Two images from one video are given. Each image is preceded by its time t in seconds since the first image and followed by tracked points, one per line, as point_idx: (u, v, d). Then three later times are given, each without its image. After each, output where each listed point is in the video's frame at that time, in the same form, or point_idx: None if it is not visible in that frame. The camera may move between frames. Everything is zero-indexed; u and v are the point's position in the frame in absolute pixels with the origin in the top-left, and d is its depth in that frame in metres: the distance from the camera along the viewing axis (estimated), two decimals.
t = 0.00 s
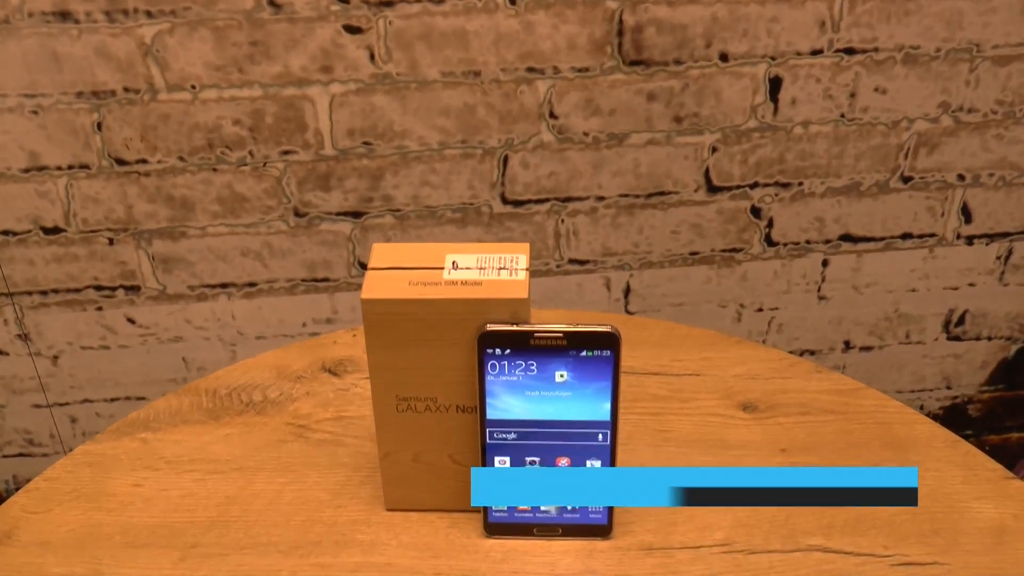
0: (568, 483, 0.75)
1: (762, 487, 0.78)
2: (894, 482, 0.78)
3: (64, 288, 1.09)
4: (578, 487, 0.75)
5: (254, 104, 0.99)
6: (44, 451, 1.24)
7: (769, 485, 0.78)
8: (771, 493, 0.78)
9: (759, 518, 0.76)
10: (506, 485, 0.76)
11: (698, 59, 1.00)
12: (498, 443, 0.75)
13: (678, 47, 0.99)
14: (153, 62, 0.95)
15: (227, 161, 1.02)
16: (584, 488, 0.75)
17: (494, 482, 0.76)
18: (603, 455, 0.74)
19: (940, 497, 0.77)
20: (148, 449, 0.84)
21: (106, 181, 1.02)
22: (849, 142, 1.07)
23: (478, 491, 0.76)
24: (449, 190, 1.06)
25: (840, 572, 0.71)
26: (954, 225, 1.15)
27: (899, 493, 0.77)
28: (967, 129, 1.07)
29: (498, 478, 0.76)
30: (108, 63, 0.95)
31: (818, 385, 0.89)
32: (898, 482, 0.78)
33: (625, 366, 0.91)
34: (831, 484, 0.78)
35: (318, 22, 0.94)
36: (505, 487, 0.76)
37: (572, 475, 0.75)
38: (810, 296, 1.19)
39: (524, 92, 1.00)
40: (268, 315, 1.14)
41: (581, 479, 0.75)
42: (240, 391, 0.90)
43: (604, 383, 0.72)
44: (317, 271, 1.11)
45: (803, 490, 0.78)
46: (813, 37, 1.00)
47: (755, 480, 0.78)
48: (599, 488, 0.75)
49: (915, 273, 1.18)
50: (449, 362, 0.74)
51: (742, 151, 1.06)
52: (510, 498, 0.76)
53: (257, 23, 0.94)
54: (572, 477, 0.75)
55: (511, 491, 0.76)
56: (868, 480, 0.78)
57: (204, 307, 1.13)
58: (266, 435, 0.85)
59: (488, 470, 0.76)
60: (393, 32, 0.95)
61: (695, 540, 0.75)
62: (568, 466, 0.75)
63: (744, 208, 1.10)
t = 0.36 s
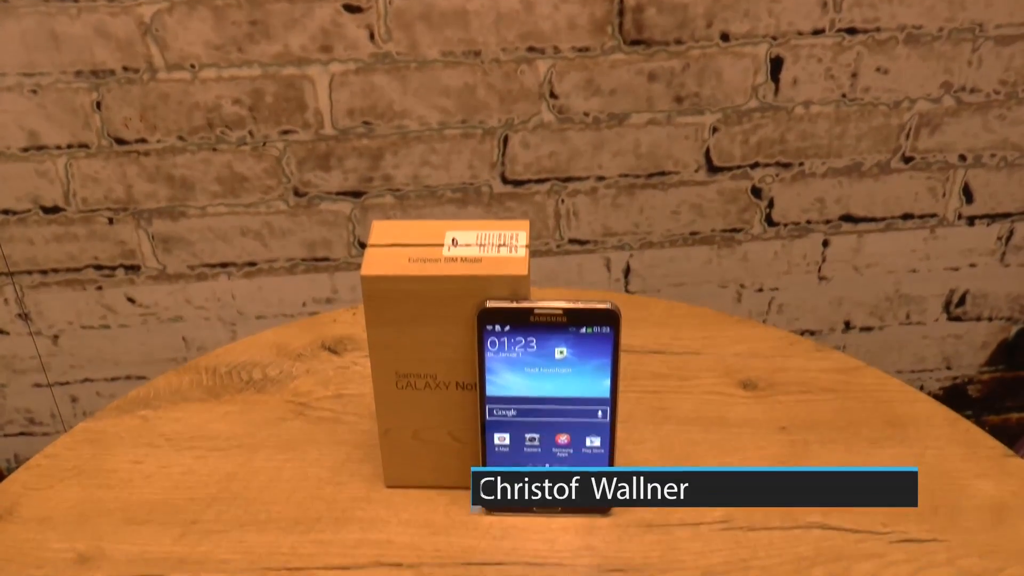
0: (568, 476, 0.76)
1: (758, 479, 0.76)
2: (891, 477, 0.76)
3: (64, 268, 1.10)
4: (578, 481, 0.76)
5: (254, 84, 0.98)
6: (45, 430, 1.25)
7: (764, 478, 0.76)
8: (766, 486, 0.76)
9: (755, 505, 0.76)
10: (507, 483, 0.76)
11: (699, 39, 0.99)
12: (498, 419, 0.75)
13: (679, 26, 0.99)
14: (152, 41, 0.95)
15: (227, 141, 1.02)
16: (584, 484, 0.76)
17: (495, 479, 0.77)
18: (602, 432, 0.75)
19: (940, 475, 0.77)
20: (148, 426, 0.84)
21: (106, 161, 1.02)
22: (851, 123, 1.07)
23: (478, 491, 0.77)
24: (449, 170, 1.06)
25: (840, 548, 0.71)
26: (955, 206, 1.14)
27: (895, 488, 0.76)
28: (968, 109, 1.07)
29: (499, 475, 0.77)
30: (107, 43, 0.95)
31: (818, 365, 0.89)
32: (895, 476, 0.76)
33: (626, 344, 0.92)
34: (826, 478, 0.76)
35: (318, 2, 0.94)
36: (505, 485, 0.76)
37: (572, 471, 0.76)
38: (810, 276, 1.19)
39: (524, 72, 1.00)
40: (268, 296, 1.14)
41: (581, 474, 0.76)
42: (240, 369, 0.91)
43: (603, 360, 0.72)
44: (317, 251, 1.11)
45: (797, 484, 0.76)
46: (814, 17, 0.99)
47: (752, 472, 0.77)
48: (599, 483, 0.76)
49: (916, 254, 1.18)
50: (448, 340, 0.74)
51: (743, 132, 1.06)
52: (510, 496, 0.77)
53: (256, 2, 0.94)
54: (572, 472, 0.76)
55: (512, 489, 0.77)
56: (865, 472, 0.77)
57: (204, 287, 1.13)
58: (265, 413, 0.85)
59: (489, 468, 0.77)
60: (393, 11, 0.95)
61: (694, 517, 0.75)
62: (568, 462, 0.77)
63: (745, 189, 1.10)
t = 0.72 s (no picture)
0: (568, 476, 0.76)
1: (758, 478, 0.75)
2: (891, 477, 0.75)
3: (64, 248, 1.10)
4: (578, 481, 0.76)
5: (254, 63, 0.98)
6: (46, 411, 1.25)
7: (764, 478, 0.75)
8: (766, 486, 0.75)
9: (756, 505, 0.74)
10: (507, 483, 0.76)
11: (700, 18, 0.99)
12: (499, 397, 0.75)
13: (680, 5, 0.98)
14: (152, 20, 0.95)
15: (227, 120, 1.02)
16: (584, 484, 0.76)
17: (494, 479, 0.77)
18: (603, 410, 0.74)
19: (940, 453, 0.77)
20: (149, 404, 0.84)
21: (106, 140, 1.02)
22: (852, 102, 1.06)
23: (478, 491, 0.77)
24: (450, 150, 1.06)
25: (839, 526, 0.71)
26: (957, 186, 1.14)
27: (895, 488, 0.74)
28: (970, 89, 1.07)
29: (498, 475, 0.77)
30: (106, 21, 0.94)
31: (819, 343, 0.89)
32: (894, 476, 0.75)
33: (626, 322, 0.92)
34: (824, 479, 0.75)
35: None
36: (504, 485, 0.76)
37: (571, 471, 0.76)
38: (811, 257, 1.19)
39: (525, 51, 1.00)
40: (269, 276, 1.14)
41: (581, 474, 0.76)
42: (241, 347, 0.91)
43: (604, 338, 0.72)
44: (318, 231, 1.11)
45: (794, 484, 0.75)
46: None
47: (753, 473, 0.75)
48: (600, 483, 0.76)
49: (917, 235, 1.18)
50: (449, 316, 0.73)
51: (745, 111, 1.06)
52: (510, 496, 0.76)
53: None
54: (571, 472, 0.76)
55: (512, 489, 0.76)
56: (863, 472, 0.75)
57: (204, 267, 1.13)
58: (266, 391, 0.85)
59: (488, 469, 0.78)
60: None
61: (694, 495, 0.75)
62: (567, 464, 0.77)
63: (746, 169, 1.10)
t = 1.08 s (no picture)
0: (568, 476, 0.75)
1: (759, 478, 0.74)
2: (890, 477, 0.73)
3: (65, 233, 1.10)
4: (578, 481, 0.75)
5: (254, 48, 0.98)
6: (48, 396, 1.26)
7: (764, 478, 0.74)
8: (766, 486, 0.73)
9: (757, 505, 0.72)
10: (507, 483, 0.75)
11: (701, 3, 0.99)
12: (500, 379, 0.75)
13: None
14: (152, 4, 0.95)
15: (227, 105, 1.02)
16: (584, 484, 0.75)
17: (495, 480, 0.76)
18: (604, 393, 0.74)
19: (940, 437, 0.77)
20: (150, 388, 0.84)
21: (106, 126, 1.02)
22: (853, 88, 1.06)
23: (477, 491, 0.75)
24: (450, 135, 1.06)
25: (839, 508, 0.72)
26: (958, 172, 1.14)
27: (894, 488, 0.73)
28: (972, 74, 1.07)
29: (499, 475, 0.76)
30: (105, 5, 0.94)
31: (819, 327, 0.89)
32: (894, 476, 0.73)
33: (627, 307, 0.92)
34: (822, 479, 0.74)
35: None
36: (504, 485, 0.75)
37: (572, 471, 0.76)
38: (812, 243, 1.19)
39: (526, 36, 0.99)
40: (270, 262, 1.14)
41: (581, 474, 0.75)
42: (241, 331, 0.91)
43: (604, 321, 0.72)
44: (318, 216, 1.11)
45: (791, 484, 0.73)
46: None
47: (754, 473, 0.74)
48: (600, 483, 0.75)
49: (918, 221, 1.19)
50: (451, 300, 0.73)
51: (745, 97, 1.06)
52: (510, 496, 0.75)
53: None
54: (572, 473, 0.76)
55: (512, 489, 0.75)
56: (863, 472, 0.74)
57: (205, 253, 1.13)
58: (267, 375, 0.86)
59: (488, 469, 0.77)
60: None
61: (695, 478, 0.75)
62: (568, 466, 0.77)
63: (747, 154, 1.10)
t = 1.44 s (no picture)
0: (568, 476, 0.74)
1: (758, 478, 0.73)
2: (888, 477, 0.72)
3: (66, 219, 1.10)
4: (578, 481, 0.74)
5: (254, 33, 0.98)
6: (49, 382, 1.26)
7: (763, 478, 0.73)
8: (765, 486, 0.72)
9: (756, 504, 0.71)
10: (506, 483, 0.74)
11: None
12: (501, 363, 0.75)
13: None
14: None
15: (228, 91, 1.02)
16: (584, 484, 0.74)
17: (495, 480, 0.75)
18: (606, 375, 0.74)
19: (941, 420, 0.77)
20: (152, 372, 0.84)
21: (106, 111, 1.02)
22: (855, 73, 1.06)
23: (477, 491, 0.74)
24: (451, 121, 1.06)
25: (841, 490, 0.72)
26: (959, 157, 1.15)
27: (893, 488, 0.71)
28: (974, 59, 1.07)
29: (499, 475, 0.75)
30: None
31: (821, 311, 0.89)
32: (892, 476, 0.72)
33: (628, 291, 0.92)
34: (820, 479, 0.72)
35: None
36: (504, 485, 0.74)
37: (572, 471, 0.75)
38: (812, 228, 1.19)
39: (527, 21, 0.99)
40: (271, 247, 1.15)
41: (581, 474, 0.74)
42: (243, 316, 0.91)
43: (607, 304, 0.72)
44: (319, 202, 1.11)
45: (788, 484, 0.72)
46: None
47: (753, 473, 0.73)
48: (600, 483, 0.74)
49: (919, 206, 1.19)
50: (453, 282, 0.73)
51: (747, 82, 1.06)
52: (510, 497, 0.73)
53: None
54: (572, 473, 0.75)
55: (512, 489, 0.74)
56: (862, 472, 0.72)
57: (207, 238, 1.13)
58: (268, 360, 0.86)
59: (488, 470, 0.76)
60: None
61: (697, 462, 0.75)
62: (567, 467, 0.76)
63: (748, 139, 1.10)
